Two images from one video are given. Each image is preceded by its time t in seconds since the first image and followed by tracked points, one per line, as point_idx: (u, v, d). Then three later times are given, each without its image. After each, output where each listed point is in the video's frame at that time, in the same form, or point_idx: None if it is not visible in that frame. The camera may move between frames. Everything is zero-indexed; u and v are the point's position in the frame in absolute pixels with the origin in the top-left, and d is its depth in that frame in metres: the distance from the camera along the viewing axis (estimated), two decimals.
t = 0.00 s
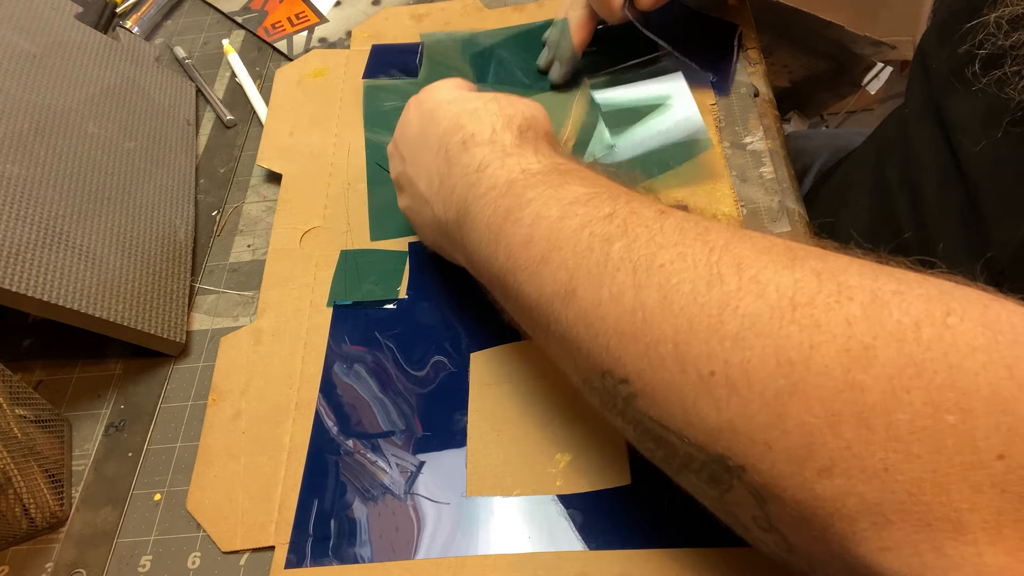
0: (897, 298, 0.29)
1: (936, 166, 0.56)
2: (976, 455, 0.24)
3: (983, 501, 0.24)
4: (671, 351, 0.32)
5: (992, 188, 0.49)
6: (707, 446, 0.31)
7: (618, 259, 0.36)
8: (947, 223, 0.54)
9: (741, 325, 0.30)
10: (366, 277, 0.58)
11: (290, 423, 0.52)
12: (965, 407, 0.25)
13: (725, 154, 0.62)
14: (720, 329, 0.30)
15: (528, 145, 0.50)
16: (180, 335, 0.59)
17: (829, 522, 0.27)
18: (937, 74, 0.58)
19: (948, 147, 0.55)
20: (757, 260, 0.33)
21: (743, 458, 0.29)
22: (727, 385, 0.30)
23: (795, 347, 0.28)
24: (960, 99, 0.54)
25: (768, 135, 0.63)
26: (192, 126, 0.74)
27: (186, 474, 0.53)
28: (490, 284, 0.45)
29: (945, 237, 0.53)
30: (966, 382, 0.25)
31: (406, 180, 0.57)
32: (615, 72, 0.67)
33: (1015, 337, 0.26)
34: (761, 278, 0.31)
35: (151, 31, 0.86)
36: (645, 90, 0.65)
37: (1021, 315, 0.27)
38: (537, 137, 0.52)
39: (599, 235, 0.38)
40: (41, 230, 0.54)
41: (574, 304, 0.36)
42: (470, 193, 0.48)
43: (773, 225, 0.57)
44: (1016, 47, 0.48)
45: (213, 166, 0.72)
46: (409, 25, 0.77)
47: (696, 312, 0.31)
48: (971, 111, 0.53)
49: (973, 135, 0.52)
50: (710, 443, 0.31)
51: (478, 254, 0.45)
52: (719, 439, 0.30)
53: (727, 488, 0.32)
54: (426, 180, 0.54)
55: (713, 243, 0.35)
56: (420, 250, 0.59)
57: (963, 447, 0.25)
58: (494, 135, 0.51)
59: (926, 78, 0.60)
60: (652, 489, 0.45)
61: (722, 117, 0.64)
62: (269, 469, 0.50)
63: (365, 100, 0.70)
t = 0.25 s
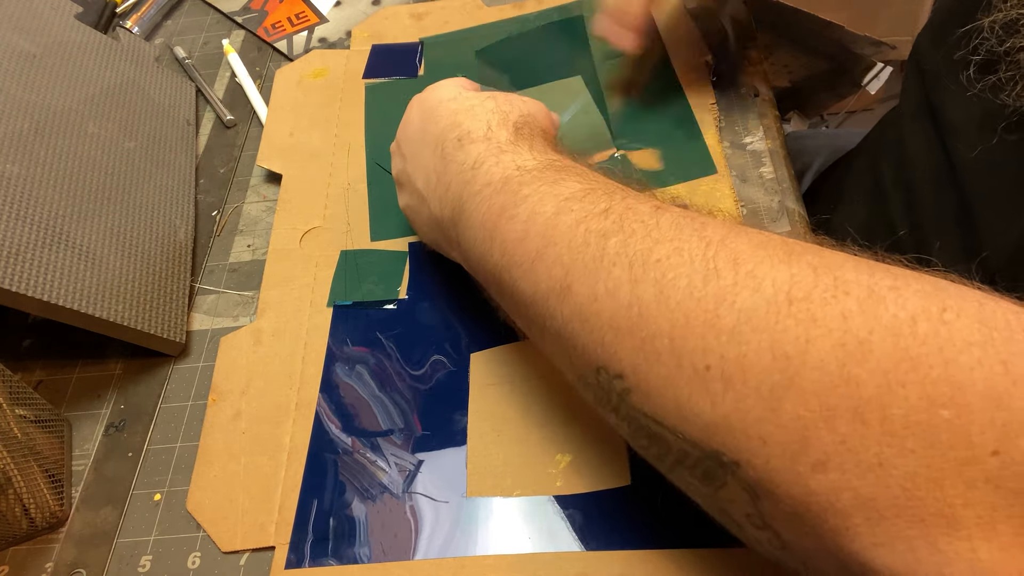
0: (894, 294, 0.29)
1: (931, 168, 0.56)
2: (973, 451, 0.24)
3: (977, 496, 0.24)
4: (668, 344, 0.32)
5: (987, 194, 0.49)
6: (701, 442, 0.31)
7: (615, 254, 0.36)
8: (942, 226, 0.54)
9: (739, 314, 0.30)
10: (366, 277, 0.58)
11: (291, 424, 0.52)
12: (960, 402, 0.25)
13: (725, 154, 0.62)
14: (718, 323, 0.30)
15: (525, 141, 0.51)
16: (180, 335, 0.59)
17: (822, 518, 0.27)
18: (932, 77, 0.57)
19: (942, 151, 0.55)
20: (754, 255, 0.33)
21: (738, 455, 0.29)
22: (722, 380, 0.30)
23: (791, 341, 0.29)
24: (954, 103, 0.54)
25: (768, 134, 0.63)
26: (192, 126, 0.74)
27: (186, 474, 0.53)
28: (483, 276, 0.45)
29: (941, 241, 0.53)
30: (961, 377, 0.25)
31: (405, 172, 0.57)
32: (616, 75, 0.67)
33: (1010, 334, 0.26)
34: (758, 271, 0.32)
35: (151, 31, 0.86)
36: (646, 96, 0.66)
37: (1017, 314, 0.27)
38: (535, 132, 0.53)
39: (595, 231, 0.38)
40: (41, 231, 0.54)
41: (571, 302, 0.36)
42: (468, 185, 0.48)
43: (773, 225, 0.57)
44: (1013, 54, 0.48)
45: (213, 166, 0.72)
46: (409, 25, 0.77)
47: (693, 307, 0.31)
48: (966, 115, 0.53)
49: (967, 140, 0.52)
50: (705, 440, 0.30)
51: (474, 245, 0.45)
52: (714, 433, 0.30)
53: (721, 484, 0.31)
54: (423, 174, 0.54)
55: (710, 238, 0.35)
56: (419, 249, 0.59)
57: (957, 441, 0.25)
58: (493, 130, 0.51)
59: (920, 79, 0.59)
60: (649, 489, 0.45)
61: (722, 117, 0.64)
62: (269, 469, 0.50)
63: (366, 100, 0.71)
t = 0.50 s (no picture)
0: (890, 307, 0.29)
1: (929, 172, 0.56)
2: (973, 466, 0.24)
3: (974, 512, 0.24)
4: (664, 357, 0.32)
5: (985, 198, 0.49)
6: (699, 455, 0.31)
7: (610, 266, 0.36)
8: (940, 229, 0.54)
9: (734, 328, 0.30)
10: (365, 277, 0.58)
11: (290, 424, 0.52)
12: (957, 417, 0.25)
13: (725, 155, 0.62)
14: (714, 337, 0.31)
15: (519, 150, 0.50)
16: (180, 336, 0.59)
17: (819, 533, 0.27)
18: (932, 79, 0.57)
19: (940, 155, 0.55)
20: (749, 267, 0.33)
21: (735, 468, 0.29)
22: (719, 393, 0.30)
23: (787, 355, 0.29)
24: (952, 107, 0.54)
25: (769, 134, 0.63)
26: (192, 126, 0.73)
27: (186, 474, 0.53)
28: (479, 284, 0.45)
29: (939, 244, 0.53)
30: (957, 391, 0.25)
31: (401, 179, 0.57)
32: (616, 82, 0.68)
33: (1007, 349, 0.26)
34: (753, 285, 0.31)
35: (150, 31, 0.86)
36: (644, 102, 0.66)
37: (1015, 327, 0.27)
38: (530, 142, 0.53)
39: (590, 242, 0.38)
40: (41, 231, 0.54)
41: (569, 311, 0.36)
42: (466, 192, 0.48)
43: (774, 225, 0.57)
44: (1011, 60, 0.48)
45: (213, 166, 0.72)
46: (409, 24, 0.77)
47: (688, 320, 0.32)
48: (963, 120, 0.52)
49: (965, 144, 0.52)
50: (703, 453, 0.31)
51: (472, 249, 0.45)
52: (711, 447, 0.30)
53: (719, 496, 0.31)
54: (420, 182, 0.54)
55: (705, 249, 0.35)
56: (418, 250, 0.59)
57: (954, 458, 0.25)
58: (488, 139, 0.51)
59: (919, 82, 0.59)
60: (647, 490, 0.45)
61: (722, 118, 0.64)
62: (269, 469, 0.50)
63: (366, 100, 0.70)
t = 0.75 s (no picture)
0: (885, 314, 0.29)
1: (929, 173, 0.56)
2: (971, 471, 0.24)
3: (973, 518, 0.24)
4: (659, 367, 0.32)
5: (986, 200, 0.49)
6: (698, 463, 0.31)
7: (601, 277, 0.36)
8: (940, 230, 0.54)
9: (727, 338, 0.30)
10: (366, 276, 0.58)
11: (290, 424, 0.52)
12: (955, 424, 0.25)
13: (725, 155, 0.62)
14: (709, 345, 0.30)
15: (506, 159, 0.50)
16: (181, 335, 0.59)
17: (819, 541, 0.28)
18: (932, 79, 0.57)
19: (940, 156, 0.55)
20: (742, 275, 0.32)
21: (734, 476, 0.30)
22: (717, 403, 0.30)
23: (783, 364, 0.28)
24: (952, 109, 0.54)
25: (769, 134, 0.63)
26: (192, 126, 0.73)
27: (186, 474, 0.53)
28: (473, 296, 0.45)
29: (939, 245, 0.53)
30: (955, 399, 0.25)
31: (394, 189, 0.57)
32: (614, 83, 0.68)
33: (1004, 355, 0.26)
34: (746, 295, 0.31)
35: (151, 31, 0.86)
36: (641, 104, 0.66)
37: (1008, 331, 0.27)
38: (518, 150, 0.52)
39: (580, 253, 0.37)
40: (41, 230, 0.54)
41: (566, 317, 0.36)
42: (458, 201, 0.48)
43: (773, 225, 0.57)
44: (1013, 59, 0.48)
45: (213, 166, 0.72)
46: (410, 23, 0.77)
47: (682, 330, 0.31)
48: (964, 121, 0.52)
49: (965, 145, 0.52)
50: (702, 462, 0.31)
51: (464, 260, 0.45)
52: (709, 457, 0.30)
53: (718, 504, 0.32)
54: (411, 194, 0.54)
55: (697, 259, 0.34)
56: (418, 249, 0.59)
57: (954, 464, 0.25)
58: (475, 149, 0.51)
59: (919, 83, 0.59)
60: (645, 489, 0.45)
61: (722, 117, 0.64)
62: (269, 468, 0.50)
63: (366, 100, 0.70)
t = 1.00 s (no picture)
0: (879, 325, 0.28)
1: (930, 175, 0.56)
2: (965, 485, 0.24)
3: (971, 530, 0.24)
4: (653, 382, 0.32)
5: (988, 202, 0.49)
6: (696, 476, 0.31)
7: (590, 294, 0.35)
8: (940, 232, 0.54)
9: (714, 359, 0.30)
10: (366, 276, 0.58)
11: (290, 424, 0.52)
12: (952, 437, 0.25)
13: (726, 155, 0.62)
14: (701, 362, 0.30)
15: (488, 171, 0.50)
16: (181, 335, 0.59)
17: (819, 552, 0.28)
18: (934, 81, 0.57)
19: (942, 159, 0.55)
20: (731, 289, 0.32)
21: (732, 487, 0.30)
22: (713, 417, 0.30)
23: (775, 381, 0.28)
24: (954, 111, 0.54)
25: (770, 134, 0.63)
26: (192, 126, 0.74)
27: (186, 474, 0.53)
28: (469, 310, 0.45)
29: (940, 247, 0.54)
30: (952, 412, 0.25)
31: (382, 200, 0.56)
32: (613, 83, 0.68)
33: (999, 367, 0.26)
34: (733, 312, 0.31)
35: (151, 31, 0.86)
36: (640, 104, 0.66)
37: (1002, 343, 0.27)
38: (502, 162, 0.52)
39: (569, 270, 0.37)
40: (41, 230, 0.54)
41: (563, 325, 0.36)
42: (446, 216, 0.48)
43: (773, 225, 0.57)
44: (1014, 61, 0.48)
45: (213, 166, 0.72)
46: (410, 23, 0.77)
47: (673, 347, 0.31)
48: (967, 124, 0.52)
49: (967, 148, 0.52)
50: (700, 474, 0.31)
51: (458, 276, 0.45)
52: (707, 471, 0.30)
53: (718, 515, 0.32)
54: (400, 209, 0.54)
55: (686, 272, 0.34)
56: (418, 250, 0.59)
57: (953, 479, 0.25)
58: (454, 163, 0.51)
59: (921, 85, 0.59)
60: (645, 490, 0.45)
61: (722, 117, 0.64)
62: (269, 469, 0.50)
63: (366, 100, 0.70)
